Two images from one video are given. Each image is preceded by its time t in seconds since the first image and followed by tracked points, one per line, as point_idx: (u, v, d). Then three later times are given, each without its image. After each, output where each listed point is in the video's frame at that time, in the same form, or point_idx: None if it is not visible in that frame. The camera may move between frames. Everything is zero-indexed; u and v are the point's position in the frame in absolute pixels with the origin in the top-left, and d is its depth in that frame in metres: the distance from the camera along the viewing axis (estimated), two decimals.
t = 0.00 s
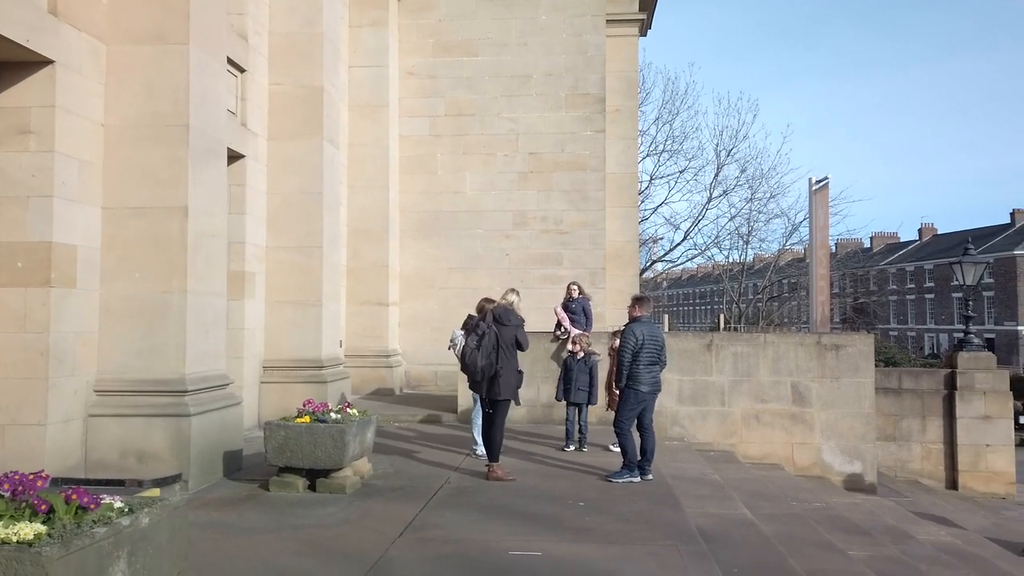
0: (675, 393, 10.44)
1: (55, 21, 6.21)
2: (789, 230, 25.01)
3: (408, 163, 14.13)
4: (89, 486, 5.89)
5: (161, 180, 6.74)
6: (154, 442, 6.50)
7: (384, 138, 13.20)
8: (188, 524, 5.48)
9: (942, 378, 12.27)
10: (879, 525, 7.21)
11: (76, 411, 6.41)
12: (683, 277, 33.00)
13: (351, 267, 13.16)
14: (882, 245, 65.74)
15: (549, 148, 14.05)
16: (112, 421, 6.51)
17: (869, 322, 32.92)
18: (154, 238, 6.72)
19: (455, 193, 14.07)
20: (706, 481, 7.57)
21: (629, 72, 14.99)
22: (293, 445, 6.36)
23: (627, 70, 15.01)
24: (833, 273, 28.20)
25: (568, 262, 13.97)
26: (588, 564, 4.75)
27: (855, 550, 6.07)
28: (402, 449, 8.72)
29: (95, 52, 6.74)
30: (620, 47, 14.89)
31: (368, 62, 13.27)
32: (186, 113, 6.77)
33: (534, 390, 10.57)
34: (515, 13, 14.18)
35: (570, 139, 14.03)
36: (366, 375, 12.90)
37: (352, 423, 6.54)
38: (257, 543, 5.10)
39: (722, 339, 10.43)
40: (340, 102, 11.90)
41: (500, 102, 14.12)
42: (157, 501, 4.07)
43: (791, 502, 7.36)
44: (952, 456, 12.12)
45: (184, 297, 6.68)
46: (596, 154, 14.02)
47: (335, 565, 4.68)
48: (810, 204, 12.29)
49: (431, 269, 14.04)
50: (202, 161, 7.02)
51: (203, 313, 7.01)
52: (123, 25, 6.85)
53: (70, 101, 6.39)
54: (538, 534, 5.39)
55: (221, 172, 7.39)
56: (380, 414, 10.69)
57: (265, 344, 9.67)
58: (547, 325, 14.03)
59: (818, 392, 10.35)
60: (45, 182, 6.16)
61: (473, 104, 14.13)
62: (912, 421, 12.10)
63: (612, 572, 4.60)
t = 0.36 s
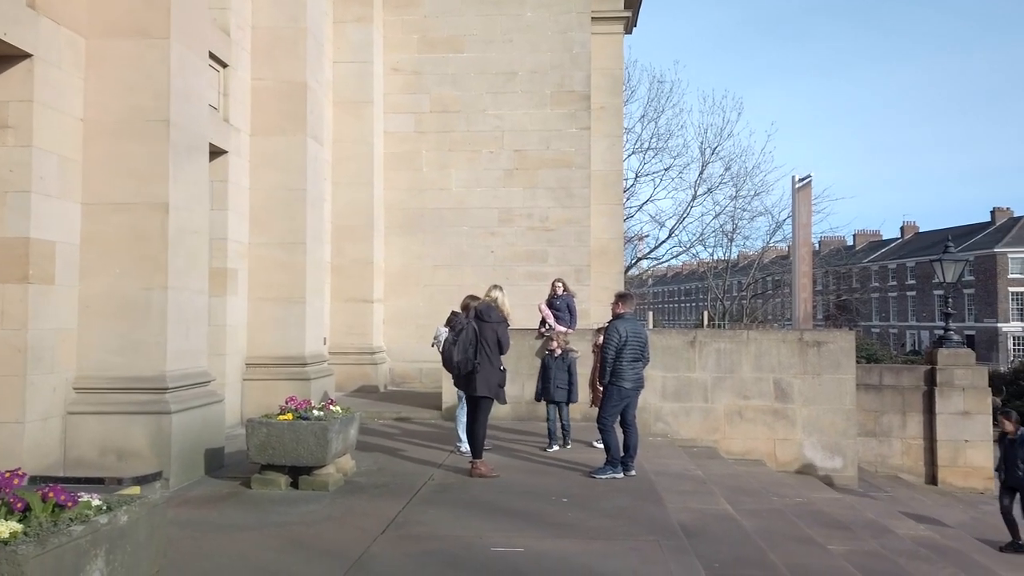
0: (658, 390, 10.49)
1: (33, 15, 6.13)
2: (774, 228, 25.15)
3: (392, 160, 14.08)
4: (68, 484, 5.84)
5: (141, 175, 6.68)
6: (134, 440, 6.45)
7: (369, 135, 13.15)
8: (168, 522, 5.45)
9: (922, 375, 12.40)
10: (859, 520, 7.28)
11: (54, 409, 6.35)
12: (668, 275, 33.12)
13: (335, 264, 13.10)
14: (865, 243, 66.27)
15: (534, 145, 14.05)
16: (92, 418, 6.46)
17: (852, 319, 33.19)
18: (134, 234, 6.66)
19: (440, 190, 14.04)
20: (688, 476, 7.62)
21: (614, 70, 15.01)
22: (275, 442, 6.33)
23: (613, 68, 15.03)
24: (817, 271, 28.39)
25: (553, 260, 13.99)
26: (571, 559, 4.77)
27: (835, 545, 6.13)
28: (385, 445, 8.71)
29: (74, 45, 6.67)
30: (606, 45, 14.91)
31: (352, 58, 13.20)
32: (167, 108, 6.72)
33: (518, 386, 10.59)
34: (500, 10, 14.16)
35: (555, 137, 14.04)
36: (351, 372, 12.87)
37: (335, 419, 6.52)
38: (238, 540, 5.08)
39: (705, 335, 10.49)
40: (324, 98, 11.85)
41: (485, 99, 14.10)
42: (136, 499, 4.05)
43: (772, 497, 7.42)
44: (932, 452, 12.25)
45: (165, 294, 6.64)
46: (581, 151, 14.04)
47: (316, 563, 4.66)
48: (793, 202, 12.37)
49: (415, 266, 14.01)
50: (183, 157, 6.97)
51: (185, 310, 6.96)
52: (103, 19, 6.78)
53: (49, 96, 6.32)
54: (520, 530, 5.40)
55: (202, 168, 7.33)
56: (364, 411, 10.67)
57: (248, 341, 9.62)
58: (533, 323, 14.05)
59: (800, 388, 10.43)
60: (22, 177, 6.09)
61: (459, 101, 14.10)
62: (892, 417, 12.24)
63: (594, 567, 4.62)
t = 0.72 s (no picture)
0: (639, 384, 10.54)
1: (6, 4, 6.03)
2: (755, 223, 25.32)
3: (374, 154, 14.01)
4: (44, 480, 5.78)
5: (119, 169, 6.60)
6: (111, 436, 6.38)
7: (350, 128, 13.08)
8: (147, 517, 5.41)
9: (899, 369, 12.55)
10: (836, 512, 7.36)
11: (30, 404, 6.27)
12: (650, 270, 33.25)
13: (317, 258, 13.03)
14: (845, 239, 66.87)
15: (516, 140, 14.04)
16: (68, 413, 6.39)
17: (832, 314, 33.52)
18: (111, 227, 6.58)
19: (422, 184, 14.00)
20: (668, 470, 7.67)
21: (597, 65, 15.02)
22: (255, 437, 6.30)
23: (595, 63, 15.04)
24: (798, 266, 28.62)
25: (535, 255, 14.01)
26: (551, 553, 4.78)
27: (812, 537, 6.20)
28: (367, 440, 8.69)
29: (49, 36, 6.57)
30: (588, 40, 14.91)
31: (334, 51, 13.11)
32: (144, 100, 6.64)
33: (500, 381, 10.59)
34: (483, 4, 14.13)
35: (538, 131, 14.03)
36: (332, 367, 12.82)
37: (315, 414, 6.49)
38: (217, 535, 5.06)
39: (686, 330, 10.55)
40: (305, 91, 11.76)
41: (468, 93, 14.06)
42: (111, 494, 4.02)
43: (751, 490, 7.49)
44: (909, 445, 12.41)
45: (143, 288, 6.57)
46: (564, 146, 14.05)
47: (296, 558, 4.64)
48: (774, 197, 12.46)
49: (398, 261, 13.97)
50: (161, 149, 6.89)
51: (163, 304, 6.89)
52: (78, 9, 6.67)
53: (23, 87, 6.22)
54: (501, 523, 5.42)
55: (181, 161, 7.26)
56: (346, 406, 10.63)
57: (228, 336, 9.55)
58: (516, 317, 14.06)
59: (780, 382, 10.52)
60: None
61: (441, 95, 14.05)
62: (870, 410, 12.38)
63: (574, 560, 4.64)
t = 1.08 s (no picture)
0: (620, 378, 10.58)
1: None
2: (735, 219, 25.47)
3: (355, 147, 13.93)
4: (17, 476, 5.70)
5: (94, 161, 6.51)
6: (86, 431, 6.30)
7: (331, 121, 12.99)
8: (122, 513, 5.35)
9: (876, 362, 12.69)
10: (812, 504, 7.44)
11: (3, 399, 6.18)
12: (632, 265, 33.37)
13: (297, 252, 12.95)
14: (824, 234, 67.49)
15: (498, 134, 14.01)
16: (42, 409, 6.31)
17: (811, 309, 33.84)
18: (86, 219, 6.49)
19: (403, 178, 13.94)
20: (648, 463, 7.71)
21: (579, 60, 15.02)
22: (233, 432, 6.25)
23: (577, 58, 15.04)
24: (777, 261, 28.84)
25: (517, 249, 14.01)
26: (531, 546, 4.79)
27: (789, 529, 6.26)
28: (347, 435, 8.65)
29: (22, 25, 6.46)
30: (570, 34, 14.90)
31: (314, 43, 13.01)
32: (120, 91, 6.55)
33: (482, 375, 10.58)
34: None
35: (520, 126, 14.01)
36: (313, 362, 12.76)
37: (295, 409, 6.45)
38: (195, 531, 5.02)
39: (666, 324, 10.60)
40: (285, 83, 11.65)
41: (449, 87, 14.01)
42: (85, 489, 3.98)
43: (730, 483, 7.55)
44: (885, 438, 12.57)
45: (119, 281, 6.49)
46: (545, 140, 14.05)
47: (274, 553, 4.62)
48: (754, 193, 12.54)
49: (379, 255, 13.90)
50: (137, 141, 6.80)
51: (139, 298, 6.81)
52: None
53: None
54: (481, 517, 5.43)
55: (158, 153, 7.17)
56: (326, 401, 10.58)
57: (206, 331, 9.47)
58: (497, 312, 14.07)
59: (758, 376, 10.60)
60: None
61: (423, 88, 13.99)
62: (847, 404, 12.53)
63: (553, 553, 4.66)
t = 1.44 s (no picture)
0: (599, 372, 10.62)
1: None
2: (715, 214, 25.59)
3: (334, 140, 13.82)
4: None
5: (66, 153, 6.41)
6: (58, 427, 6.22)
7: (309, 114, 12.89)
8: (95, 510, 5.29)
9: (851, 356, 12.82)
10: (788, 496, 7.53)
11: None
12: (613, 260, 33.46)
13: (275, 246, 12.84)
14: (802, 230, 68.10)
15: (478, 128, 13.98)
16: (14, 404, 6.22)
17: (789, 304, 34.15)
18: (58, 212, 6.39)
19: (383, 172, 13.86)
20: (626, 457, 7.75)
21: (559, 55, 15.01)
22: (208, 427, 6.20)
23: (557, 52, 15.03)
24: (756, 256, 29.04)
25: (497, 244, 14.02)
26: (509, 539, 4.80)
27: (765, 521, 6.33)
28: (325, 429, 8.61)
29: None
30: (551, 29, 14.89)
31: (292, 35, 12.88)
32: (92, 82, 6.44)
33: (461, 369, 10.57)
34: None
35: (500, 120, 13.99)
36: (291, 356, 12.69)
37: (271, 404, 6.41)
38: (169, 527, 4.98)
39: (645, 319, 10.66)
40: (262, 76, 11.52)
41: (429, 81, 13.94)
42: (55, 485, 3.94)
43: (707, 476, 7.62)
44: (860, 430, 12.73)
45: (91, 276, 6.40)
46: (525, 135, 14.03)
47: (250, 548, 4.59)
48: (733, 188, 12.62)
49: (358, 249, 13.83)
50: (110, 133, 6.70)
51: (113, 293, 6.72)
52: None
53: None
54: (459, 511, 5.43)
55: (132, 145, 7.07)
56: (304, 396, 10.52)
57: (182, 325, 9.37)
58: (477, 306, 14.06)
59: (735, 370, 10.69)
60: None
61: (402, 82, 13.92)
62: (823, 397, 12.67)
63: (530, 547, 4.68)
